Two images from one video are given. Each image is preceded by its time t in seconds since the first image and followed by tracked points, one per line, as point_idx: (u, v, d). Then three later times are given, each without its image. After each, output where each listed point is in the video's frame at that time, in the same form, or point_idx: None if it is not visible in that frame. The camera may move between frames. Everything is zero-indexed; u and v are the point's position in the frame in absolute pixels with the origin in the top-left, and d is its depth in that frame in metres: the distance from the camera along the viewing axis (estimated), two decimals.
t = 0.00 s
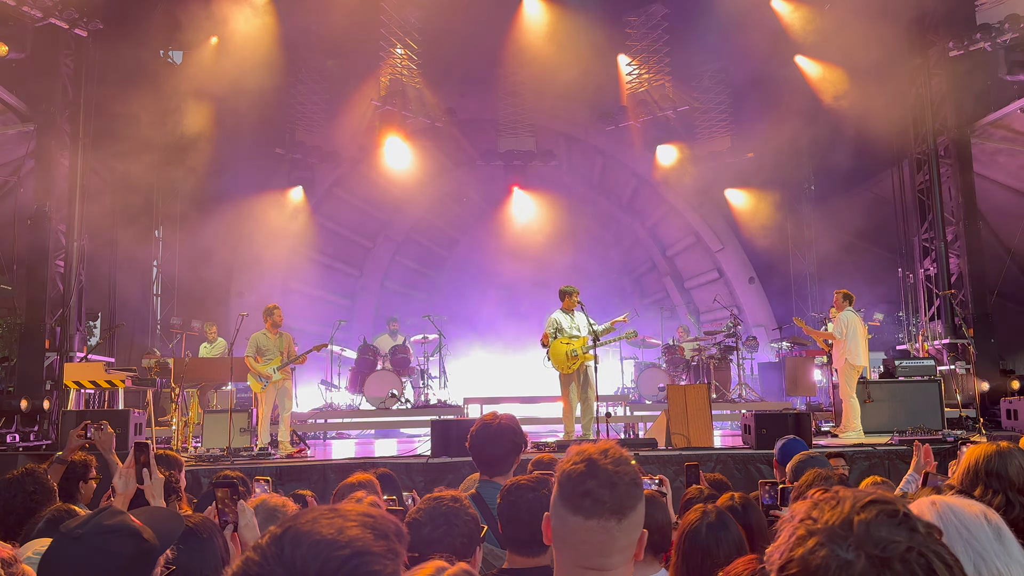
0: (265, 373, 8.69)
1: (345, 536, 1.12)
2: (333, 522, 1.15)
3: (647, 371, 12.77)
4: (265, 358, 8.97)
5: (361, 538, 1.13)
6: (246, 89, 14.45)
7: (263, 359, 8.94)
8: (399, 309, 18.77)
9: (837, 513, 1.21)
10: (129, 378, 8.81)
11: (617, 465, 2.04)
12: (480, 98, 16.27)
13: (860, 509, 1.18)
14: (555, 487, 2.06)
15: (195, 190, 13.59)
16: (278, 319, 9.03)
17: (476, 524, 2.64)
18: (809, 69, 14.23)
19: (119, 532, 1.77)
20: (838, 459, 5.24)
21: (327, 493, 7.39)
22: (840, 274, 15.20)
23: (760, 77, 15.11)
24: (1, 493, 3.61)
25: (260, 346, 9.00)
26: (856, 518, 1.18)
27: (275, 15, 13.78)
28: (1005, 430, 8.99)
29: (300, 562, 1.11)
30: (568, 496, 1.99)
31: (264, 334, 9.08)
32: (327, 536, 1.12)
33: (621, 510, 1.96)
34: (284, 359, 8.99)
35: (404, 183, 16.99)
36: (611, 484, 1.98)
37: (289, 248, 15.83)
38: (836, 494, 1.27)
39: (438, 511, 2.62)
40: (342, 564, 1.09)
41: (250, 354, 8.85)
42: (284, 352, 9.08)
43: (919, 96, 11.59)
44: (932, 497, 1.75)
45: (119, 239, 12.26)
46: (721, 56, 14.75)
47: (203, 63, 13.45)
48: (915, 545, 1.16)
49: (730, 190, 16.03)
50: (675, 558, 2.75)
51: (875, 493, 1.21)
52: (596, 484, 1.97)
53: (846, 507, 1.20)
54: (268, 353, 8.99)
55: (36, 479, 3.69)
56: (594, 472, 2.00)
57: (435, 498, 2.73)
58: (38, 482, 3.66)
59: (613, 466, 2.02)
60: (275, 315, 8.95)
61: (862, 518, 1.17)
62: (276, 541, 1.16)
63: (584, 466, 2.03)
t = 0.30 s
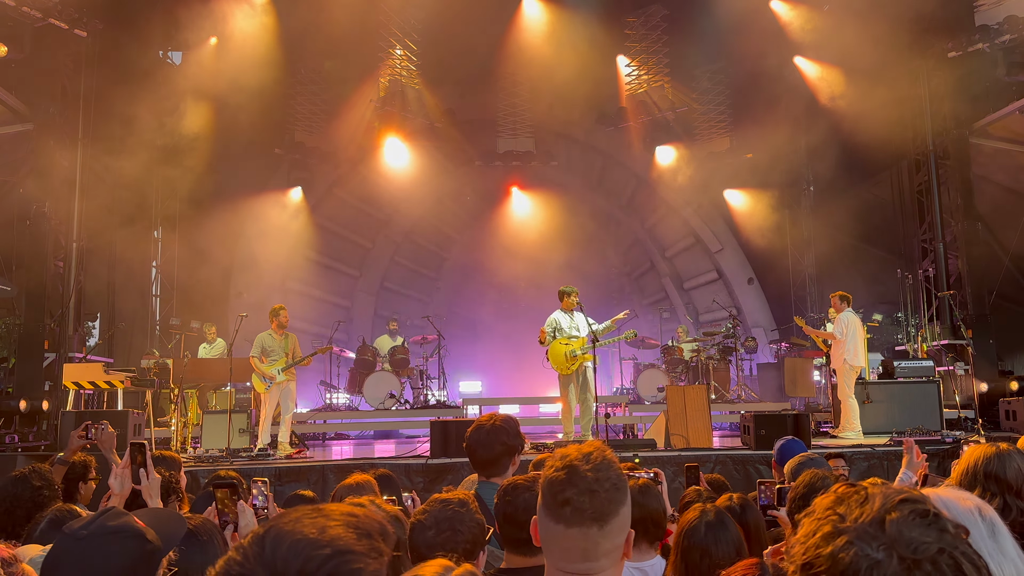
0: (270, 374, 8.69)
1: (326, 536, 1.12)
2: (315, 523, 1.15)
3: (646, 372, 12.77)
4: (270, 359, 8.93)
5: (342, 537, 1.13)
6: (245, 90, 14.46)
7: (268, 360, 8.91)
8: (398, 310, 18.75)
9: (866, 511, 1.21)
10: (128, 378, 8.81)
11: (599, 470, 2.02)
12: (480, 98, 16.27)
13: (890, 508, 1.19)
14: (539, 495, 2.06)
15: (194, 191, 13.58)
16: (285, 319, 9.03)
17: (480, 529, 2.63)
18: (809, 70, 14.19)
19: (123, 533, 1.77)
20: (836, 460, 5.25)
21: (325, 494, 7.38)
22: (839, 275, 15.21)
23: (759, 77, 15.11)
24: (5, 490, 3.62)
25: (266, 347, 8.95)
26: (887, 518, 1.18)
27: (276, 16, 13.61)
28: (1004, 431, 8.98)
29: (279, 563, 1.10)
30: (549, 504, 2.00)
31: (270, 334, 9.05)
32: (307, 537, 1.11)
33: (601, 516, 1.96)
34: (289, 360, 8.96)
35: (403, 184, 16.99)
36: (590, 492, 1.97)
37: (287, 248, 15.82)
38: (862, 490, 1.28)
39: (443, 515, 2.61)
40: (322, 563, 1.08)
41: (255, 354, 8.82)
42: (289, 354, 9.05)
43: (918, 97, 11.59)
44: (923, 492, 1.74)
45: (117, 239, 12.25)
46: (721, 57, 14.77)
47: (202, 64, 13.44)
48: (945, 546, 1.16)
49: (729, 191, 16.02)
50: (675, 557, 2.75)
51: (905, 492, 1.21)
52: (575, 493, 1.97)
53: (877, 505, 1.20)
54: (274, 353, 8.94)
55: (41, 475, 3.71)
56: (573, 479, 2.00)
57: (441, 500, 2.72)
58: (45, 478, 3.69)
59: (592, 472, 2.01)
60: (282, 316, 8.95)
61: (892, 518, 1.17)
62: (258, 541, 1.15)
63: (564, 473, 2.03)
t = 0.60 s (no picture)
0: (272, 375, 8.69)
1: (315, 538, 1.12)
2: (303, 526, 1.15)
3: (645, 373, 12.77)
4: (273, 360, 8.96)
5: (330, 540, 1.13)
6: (243, 91, 14.46)
7: (271, 361, 8.94)
8: (396, 311, 18.75)
9: (842, 525, 1.21)
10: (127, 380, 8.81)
11: (615, 467, 2.05)
12: (479, 100, 16.28)
13: (866, 523, 1.19)
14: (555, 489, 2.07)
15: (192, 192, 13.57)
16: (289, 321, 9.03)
17: (488, 533, 2.62)
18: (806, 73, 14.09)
19: (131, 535, 1.78)
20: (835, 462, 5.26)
21: (324, 495, 7.38)
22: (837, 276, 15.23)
23: (757, 79, 15.13)
24: (6, 491, 3.61)
25: (270, 347, 8.98)
26: (861, 532, 1.18)
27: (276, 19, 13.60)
28: (1002, 433, 8.98)
29: (267, 564, 1.10)
30: (564, 497, 2.01)
31: (273, 335, 9.06)
32: (297, 539, 1.12)
33: (616, 510, 1.96)
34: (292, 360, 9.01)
35: (402, 186, 16.99)
36: (606, 484, 1.99)
37: (287, 249, 15.83)
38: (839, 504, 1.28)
39: (450, 519, 2.62)
40: (311, 566, 1.09)
41: (258, 354, 8.84)
42: (292, 355, 9.07)
43: (916, 99, 11.60)
44: (910, 498, 1.74)
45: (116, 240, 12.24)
46: (719, 59, 14.78)
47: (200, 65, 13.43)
48: (918, 560, 1.16)
49: (728, 193, 16.09)
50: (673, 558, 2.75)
51: (880, 507, 1.22)
52: (591, 484, 1.98)
53: (851, 519, 1.21)
54: (276, 354, 8.98)
55: (43, 477, 3.69)
56: (590, 472, 2.02)
57: (447, 505, 2.72)
58: (46, 480, 3.67)
59: (608, 468, 2.03)
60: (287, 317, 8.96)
61: (867, 532, 1.17)
62: (246, 544, 1.16)
63: (581, 467, 2.05)
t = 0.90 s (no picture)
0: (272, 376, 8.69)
1: (308, 536, 1.12)
2: (299, 525, 1.15)
3: (643, 374, 12.80)
4: (274, 360, 8.98)
5: (323, 538, 1.13)
6: (242, 92, 14.46)
7: (272, 361, 8.96)
8: (394, 312, 18.76)
9: (817, 515, 1.24)
10: (125, 381, 8.81)
11: (638, 469, 2.06)
12: (477, 101, 16.29)
13: (839, 512, 1.22)
14: (577, 490, 2.08)
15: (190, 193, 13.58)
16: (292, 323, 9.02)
17: (488, 535, 2.64)
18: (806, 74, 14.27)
19: (133, 536, 1.78)
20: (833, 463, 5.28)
21: (322, 496, 7.38)
22: (835, 278, 15.25)
23: (755, 81, 15.15)
24: (2, 494, 3.61)
25: (271, 347, 9.01)
26: (834, 520, 1.21)
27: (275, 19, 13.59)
28: (999, 434, 9.00)
29: (259, 562, 1.11)
30: (588, 496, 2.01)
31: (276, 336, 9.08)
32: (287, 537, 1.12)
33: (638, 510, 1.97)
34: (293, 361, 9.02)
35: (400, 187, 16.98)
36: (630, 484, 2.00)
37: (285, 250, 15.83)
38: (816, 498, 1.31)
39: (451, 523, 2.63)
40: (300, 564, 1.09)
41: (258, 354, 8.86)
42: (292, 355, 9.08)
43: (914, 102, 11.63)
44: (915, 494, 1.75)
45: (114, 240, 12.24)
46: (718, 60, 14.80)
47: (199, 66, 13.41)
48: (891, 548, 1.19)
49: (725, 194, 16.04)
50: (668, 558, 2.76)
51: (853, 497, 1.25)
52: (614, 484, 1.99)
53: (825, 509, 1.25)
54: (278, 354, 9.01)
55: (38, 480, 3.68)
56: (613, 472, 2.03)
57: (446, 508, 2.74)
58: (41, 483, 3.66)
59: (631, 470, 2.05)
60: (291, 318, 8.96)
61: (839, 520, 1.20)
62: (240, 541, 1.16)
63: (604, 468, 2.06)
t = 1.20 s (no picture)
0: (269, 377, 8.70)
1: (300, 537, 1.12)
2: (292, 525, 1.14)
3: (641, 376, 12.83)
4: (273, 361, 8.97)
5: (315, 538, 1.12)
6: (241, 92, 14.44)
7: (271, 362, 8.96)
8: (393, 313, 18.75)
9: (808, 527, 1.24)
10: (123, 381, 8.79)
11: (640, 465, 2.07)
12: (476, 102, 16.28)
13: (831, 523, 1.21)
14: (579, 484, 2.08)
15: (188, 194, 13.56)
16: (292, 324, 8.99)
17: (490, 534, 2.65)
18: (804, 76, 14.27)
19: (129, 539, 1.77)
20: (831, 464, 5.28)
21: (321, 497, 7.37)
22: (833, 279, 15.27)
23: (754, 82, 15.17)
24: None
25: (271, 348, 9.01)
26: (826, 532, 1.21)
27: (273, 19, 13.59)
28: (997, 436, 9.01)
29: (251, 562, 1.10)
30: (591, 490, 2.01)
31: (275, 336, 9.06)
32: (280, 537, 1.11)
33: (642, 504, 1.97)
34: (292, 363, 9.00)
35: (399, 187, 16.96)
36: (633, 477, 2.00)
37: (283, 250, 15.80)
38: (808, 507, 1.31)
39: (454, 519, 2.62)
40: (293, 563, 1.08)
41: (258, 355, 8.89)
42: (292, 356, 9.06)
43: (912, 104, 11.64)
44: (928, 505, 1.75)
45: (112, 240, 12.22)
46: (717, 62, 14.81)
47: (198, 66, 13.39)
48: (884, 558, 1.18)
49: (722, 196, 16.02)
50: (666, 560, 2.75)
51: (845, 506, 1.24)
52: (618, 477, 1.99)
53: (816, 520, 1.24)
54: (277, 354, 9.00)
55: (36, 480, 3.67)
56: (616, 467, 2.03)
57: (449, 506, 2.72)
58: (38, 483, 3.64)
59: (634, 464, 2.06)
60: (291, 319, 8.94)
61: (832, 532, 1.20)
62: (233, 539, 1.15)
63: (607, 462, 2.06)
